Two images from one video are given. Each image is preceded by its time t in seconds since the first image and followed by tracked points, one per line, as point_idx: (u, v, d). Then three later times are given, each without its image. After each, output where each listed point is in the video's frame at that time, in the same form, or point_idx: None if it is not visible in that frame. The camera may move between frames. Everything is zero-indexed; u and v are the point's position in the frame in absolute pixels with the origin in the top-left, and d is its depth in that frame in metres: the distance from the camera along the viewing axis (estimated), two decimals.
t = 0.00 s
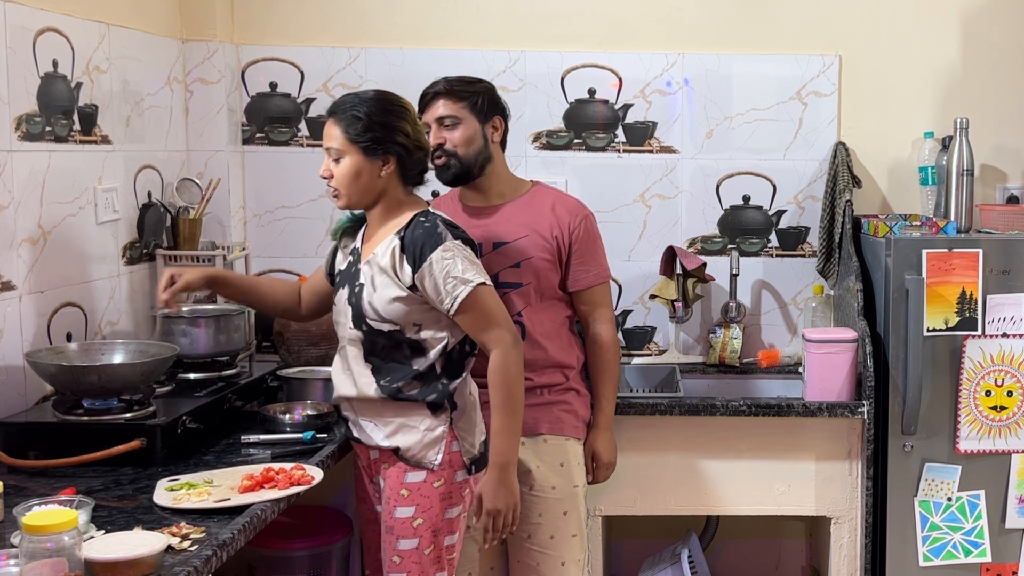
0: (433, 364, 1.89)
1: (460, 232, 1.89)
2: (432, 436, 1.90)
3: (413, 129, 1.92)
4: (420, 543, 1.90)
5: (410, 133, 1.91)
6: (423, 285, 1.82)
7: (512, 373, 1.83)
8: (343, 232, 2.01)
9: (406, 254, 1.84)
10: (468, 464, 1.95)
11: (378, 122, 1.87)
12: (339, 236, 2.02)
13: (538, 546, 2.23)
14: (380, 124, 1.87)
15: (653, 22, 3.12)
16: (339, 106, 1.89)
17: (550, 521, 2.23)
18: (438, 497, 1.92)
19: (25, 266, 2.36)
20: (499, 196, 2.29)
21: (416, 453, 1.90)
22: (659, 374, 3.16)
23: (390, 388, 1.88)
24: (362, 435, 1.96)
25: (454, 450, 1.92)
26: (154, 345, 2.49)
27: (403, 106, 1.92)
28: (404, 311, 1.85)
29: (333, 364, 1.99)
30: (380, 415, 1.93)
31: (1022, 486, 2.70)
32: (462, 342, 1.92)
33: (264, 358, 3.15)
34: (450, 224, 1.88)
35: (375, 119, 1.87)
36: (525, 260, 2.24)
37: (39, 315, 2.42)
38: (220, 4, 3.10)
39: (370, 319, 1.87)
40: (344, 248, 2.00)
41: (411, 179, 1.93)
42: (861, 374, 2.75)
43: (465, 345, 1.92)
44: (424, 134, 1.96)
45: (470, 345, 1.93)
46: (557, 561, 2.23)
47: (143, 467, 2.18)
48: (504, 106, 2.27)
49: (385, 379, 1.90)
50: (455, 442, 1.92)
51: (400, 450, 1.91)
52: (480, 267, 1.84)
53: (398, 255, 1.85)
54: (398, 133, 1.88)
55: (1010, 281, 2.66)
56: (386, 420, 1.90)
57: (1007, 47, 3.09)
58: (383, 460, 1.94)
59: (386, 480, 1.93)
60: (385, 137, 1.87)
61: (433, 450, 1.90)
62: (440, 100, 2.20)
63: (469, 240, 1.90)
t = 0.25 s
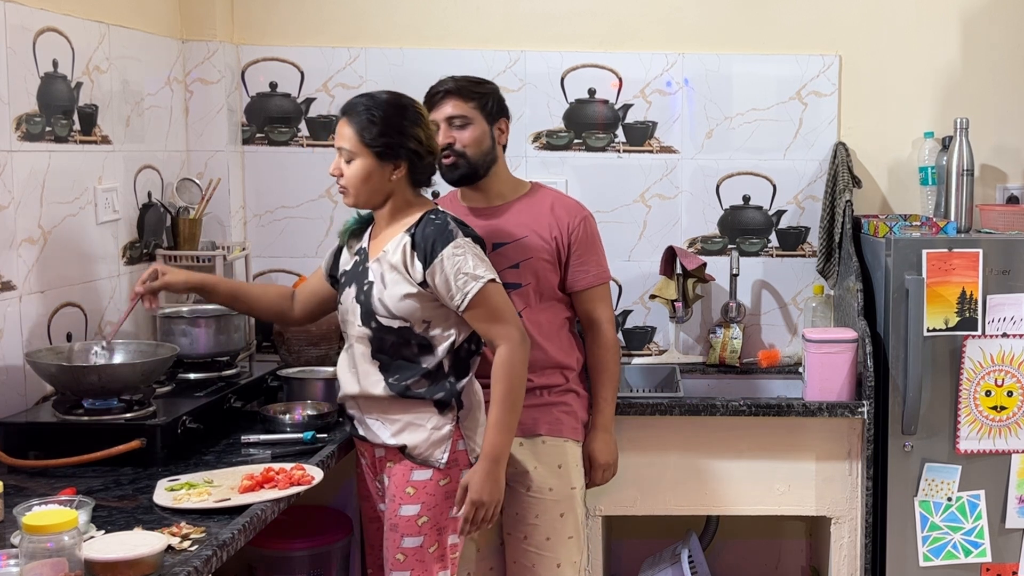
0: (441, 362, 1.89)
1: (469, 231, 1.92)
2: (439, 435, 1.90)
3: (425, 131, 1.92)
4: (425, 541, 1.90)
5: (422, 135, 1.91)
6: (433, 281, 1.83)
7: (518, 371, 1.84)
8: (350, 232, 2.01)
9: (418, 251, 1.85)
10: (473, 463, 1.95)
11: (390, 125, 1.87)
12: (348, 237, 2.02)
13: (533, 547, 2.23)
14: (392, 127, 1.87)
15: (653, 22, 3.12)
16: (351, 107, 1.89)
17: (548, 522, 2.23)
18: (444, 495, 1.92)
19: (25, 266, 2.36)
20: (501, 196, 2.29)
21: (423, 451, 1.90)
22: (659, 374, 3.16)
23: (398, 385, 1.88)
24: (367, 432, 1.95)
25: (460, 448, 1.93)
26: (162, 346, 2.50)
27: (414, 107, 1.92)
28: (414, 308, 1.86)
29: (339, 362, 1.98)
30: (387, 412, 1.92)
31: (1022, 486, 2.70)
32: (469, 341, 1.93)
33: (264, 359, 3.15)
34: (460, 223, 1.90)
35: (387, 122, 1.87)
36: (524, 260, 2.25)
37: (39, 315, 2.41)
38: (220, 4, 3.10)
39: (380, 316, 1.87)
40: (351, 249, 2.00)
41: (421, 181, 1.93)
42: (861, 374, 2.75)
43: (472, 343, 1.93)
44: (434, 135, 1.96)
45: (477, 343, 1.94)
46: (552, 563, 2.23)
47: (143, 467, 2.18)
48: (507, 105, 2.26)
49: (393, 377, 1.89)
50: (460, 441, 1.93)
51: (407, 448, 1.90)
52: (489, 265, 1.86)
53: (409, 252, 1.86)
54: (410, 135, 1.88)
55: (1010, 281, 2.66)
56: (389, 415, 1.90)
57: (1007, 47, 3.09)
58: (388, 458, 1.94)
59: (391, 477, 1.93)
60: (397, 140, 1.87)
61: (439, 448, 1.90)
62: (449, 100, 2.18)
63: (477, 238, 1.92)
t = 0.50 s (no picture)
0: (445, 362, 1.89)
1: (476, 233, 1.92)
2: (442, 434, 1.90)
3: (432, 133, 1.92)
4: (425, 540, 1.90)
5: (428, 137, 1.91)
6: (441, 283, 1.83)
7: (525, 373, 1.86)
8: (354, 232, 2.01)
9: (426, 252, 1.85)
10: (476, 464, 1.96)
11: (398, 127, 1.87)
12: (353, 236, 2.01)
13: (531, 548, 2.23)
14: (399, 130, 1.87)
15: (653, 22, 3.12)
16: (356, 110, 1.88)
17: (546, 523, 2.23)
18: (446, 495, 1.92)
19: (25, 267, 2.36)
20: (507, 197, 2.28)
21: (426, 450, 1.90)
22: (659, 374, 3.16)
23: (402, 384, 1.88)
24: (370, 431, 1.95)
25: (462, 448, 1.93)
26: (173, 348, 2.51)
27: (419, 109, 1.92)
28: (422, 309, 1.86)
29: (341, 362, 1.98)
30: (390, 412, 1.93)
31: (1022, 486, 2.70)
32: (474, 342, 1.93)
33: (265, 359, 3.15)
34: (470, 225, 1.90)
35: (394, 125, 1.87)
36: (529, 262, 2.25)
37: (39, 315, 2.41)
38: (220, 4, 3.10)
39: (387, 316, 1.87)
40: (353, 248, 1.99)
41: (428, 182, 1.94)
42: (861, 374, 2.75)
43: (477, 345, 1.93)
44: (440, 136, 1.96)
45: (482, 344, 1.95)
46: (550, 563, 2.22)
47: (143, 467, 2.18)
48: (519, 110, 2.28)
49: (398, 376, 1.89)
50: (463, 441, 1.93)
51: (409, 447, 1.90)
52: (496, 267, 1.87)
53: (417, 253, 1.86)
54: (417, 138, 1.89)
55: (1010, 281, 2.66)
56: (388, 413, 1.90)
57: (1007, 47, 3.09)
58: (390, 458, 1.94)
59: (392, 477, 1.93)
60: (404, 142, 1.87)
61: (442, 448, 1.91)
62: (467, 99, 2.18)
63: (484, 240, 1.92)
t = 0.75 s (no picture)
0: (444, 363, 1.90)
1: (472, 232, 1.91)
2: (443, 435, 1.91)
3: (430, 137, 1.93)
4: (429, 542, 1.92)
5: (424, 141, 1.91)
6: (437, 285, 1.83)
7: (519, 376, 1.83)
8: (345, 232, 2.02)
9: (421, 254, 1.85)
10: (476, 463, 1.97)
11: (396, 124, 1.89)
12: (345, 238, 2.03)
13: (533, 548, 2.23)
14: (397, 127, 1.89)
15: (653, 22, 3.12)
16: (364, 100, 1.91)
17: (549, 524, 2.23)
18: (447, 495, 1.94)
19: (25, 266, 2.36)
20: (514, 198, 2.28)
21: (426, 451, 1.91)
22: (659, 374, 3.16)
23: (402, 387, 1.88)
24: (369, 433, 1.95)
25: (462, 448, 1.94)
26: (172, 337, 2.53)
27: (425, 113, 1.94)
28: (419, 310, 1.86)
29: (340, 364, 1.97)
30: (389, 414, 1.92)
31: (1022, 486, 2.70)
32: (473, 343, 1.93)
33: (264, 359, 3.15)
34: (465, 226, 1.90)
35: (393, 120, 1.89)
36: (533, 266, 2.25)
37: (39, 315, 2.41)
38: (220, 4, 3.10)
39: (383, 319, 1.87)
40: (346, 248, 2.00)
41: (420, 186, 1.94)
42: (861, 374, 2.75)
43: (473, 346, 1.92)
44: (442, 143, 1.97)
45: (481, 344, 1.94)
46: (552, 564, 2.23)
47: (143, 467, 2.18)
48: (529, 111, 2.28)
49: (397, 378, 1.90)
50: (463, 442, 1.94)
51: (410, 448, 1.91)
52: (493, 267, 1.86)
53: (412, 255, 1.85)
54: (412, 137, 1.90)
55: (1010, 281, 2.66)
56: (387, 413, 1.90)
57: (1007, 47, 3.09)
58: (390, 460, 1.94)
59: (393, 479, 1.94)
60: (398, 139, 1.89)
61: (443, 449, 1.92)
62: (475, 99, 2.18)
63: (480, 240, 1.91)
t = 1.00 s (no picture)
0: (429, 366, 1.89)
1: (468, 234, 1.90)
2: (426, 439, 1.90)
3: (416, 142, 1.89)
4: (416, 545, 1.94)
5: (411, 146, 1.88)
6: (428, 285, 1.83)
7: (470, 353, 1.80)
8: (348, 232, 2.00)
9: (414, 253, 1.84)
10: (462, 467, 1.97)
11: (379, 134, 1.85)
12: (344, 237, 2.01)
13: (535, 550, 2.23)
14: (381, 136, 1.85)
15: (653, 22, 3.12)
16: (343, 110, 1.87)
17: (551, 526, 2.22)
18: (433, 500, 1.94)
19: (25, 267, 2.36)
20: (522, 198, 2.28)
21: (410, 455, 1.90)
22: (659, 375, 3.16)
23: (386, 389, 1.87)
24: (353, 435, 1.95)
25: (446, 452, 1.93)
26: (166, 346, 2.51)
27: (405, 117, 1.89)
28: (406, 311, 1.86)
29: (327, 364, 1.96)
30: (373, 415, 1.92)
31: (1022, 486, 2.70)
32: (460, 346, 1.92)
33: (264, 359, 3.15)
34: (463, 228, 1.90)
35: (375, 131, 1.85)
36: (541, 268, 2.25)
37: (39, 315, 2.41)
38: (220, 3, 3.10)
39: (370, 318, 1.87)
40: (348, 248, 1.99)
41: (410, 190, 1.91)
42: (861, 374, 2.75)
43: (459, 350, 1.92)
44: (429, 143, 1.93)
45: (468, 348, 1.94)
46: (554, 566, 2.22)
47: (143, 467, 2.18)
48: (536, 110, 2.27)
49: (382, 379, 1.89)
50: (449, 445, 1.94)
51: (393, 452, 1.90)
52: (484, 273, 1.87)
53: (405, 254, 1.85)
54: (398, 146, 1.86)
55: (1010, 281, 2.66)
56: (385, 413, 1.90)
57: (1007, 47, 3.09)
58: (375, 463, 1.93)
59: (380, 482, 1.93)
60: (384, 149, 1.85)
61: (426, 452, 1.91)
62: (479, 99, 2.18)
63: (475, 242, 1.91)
